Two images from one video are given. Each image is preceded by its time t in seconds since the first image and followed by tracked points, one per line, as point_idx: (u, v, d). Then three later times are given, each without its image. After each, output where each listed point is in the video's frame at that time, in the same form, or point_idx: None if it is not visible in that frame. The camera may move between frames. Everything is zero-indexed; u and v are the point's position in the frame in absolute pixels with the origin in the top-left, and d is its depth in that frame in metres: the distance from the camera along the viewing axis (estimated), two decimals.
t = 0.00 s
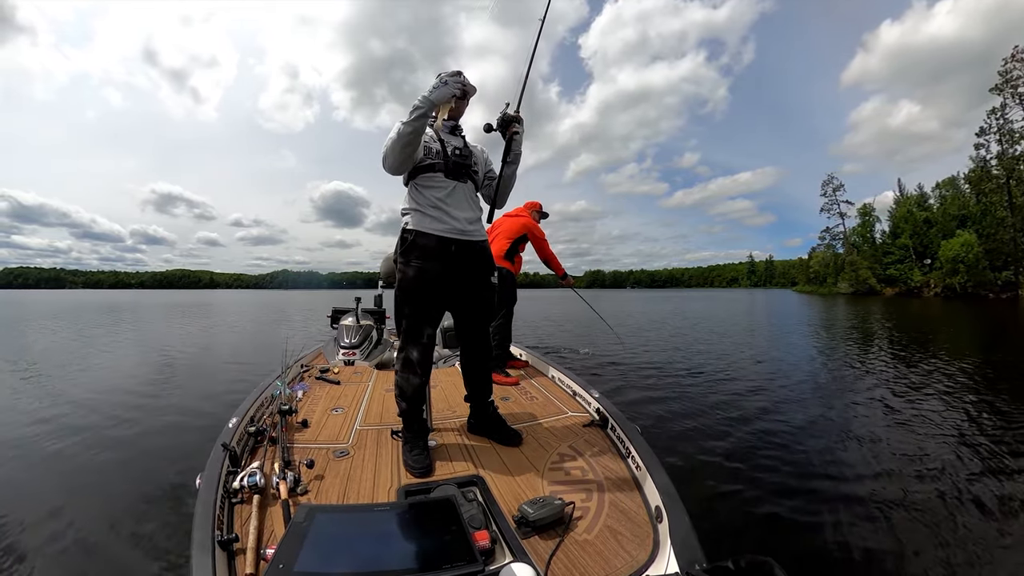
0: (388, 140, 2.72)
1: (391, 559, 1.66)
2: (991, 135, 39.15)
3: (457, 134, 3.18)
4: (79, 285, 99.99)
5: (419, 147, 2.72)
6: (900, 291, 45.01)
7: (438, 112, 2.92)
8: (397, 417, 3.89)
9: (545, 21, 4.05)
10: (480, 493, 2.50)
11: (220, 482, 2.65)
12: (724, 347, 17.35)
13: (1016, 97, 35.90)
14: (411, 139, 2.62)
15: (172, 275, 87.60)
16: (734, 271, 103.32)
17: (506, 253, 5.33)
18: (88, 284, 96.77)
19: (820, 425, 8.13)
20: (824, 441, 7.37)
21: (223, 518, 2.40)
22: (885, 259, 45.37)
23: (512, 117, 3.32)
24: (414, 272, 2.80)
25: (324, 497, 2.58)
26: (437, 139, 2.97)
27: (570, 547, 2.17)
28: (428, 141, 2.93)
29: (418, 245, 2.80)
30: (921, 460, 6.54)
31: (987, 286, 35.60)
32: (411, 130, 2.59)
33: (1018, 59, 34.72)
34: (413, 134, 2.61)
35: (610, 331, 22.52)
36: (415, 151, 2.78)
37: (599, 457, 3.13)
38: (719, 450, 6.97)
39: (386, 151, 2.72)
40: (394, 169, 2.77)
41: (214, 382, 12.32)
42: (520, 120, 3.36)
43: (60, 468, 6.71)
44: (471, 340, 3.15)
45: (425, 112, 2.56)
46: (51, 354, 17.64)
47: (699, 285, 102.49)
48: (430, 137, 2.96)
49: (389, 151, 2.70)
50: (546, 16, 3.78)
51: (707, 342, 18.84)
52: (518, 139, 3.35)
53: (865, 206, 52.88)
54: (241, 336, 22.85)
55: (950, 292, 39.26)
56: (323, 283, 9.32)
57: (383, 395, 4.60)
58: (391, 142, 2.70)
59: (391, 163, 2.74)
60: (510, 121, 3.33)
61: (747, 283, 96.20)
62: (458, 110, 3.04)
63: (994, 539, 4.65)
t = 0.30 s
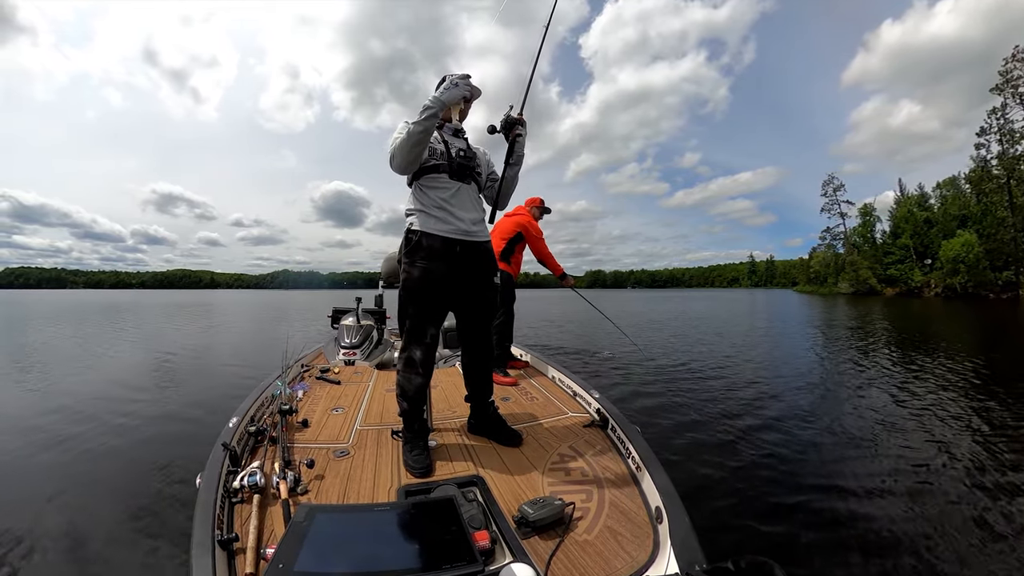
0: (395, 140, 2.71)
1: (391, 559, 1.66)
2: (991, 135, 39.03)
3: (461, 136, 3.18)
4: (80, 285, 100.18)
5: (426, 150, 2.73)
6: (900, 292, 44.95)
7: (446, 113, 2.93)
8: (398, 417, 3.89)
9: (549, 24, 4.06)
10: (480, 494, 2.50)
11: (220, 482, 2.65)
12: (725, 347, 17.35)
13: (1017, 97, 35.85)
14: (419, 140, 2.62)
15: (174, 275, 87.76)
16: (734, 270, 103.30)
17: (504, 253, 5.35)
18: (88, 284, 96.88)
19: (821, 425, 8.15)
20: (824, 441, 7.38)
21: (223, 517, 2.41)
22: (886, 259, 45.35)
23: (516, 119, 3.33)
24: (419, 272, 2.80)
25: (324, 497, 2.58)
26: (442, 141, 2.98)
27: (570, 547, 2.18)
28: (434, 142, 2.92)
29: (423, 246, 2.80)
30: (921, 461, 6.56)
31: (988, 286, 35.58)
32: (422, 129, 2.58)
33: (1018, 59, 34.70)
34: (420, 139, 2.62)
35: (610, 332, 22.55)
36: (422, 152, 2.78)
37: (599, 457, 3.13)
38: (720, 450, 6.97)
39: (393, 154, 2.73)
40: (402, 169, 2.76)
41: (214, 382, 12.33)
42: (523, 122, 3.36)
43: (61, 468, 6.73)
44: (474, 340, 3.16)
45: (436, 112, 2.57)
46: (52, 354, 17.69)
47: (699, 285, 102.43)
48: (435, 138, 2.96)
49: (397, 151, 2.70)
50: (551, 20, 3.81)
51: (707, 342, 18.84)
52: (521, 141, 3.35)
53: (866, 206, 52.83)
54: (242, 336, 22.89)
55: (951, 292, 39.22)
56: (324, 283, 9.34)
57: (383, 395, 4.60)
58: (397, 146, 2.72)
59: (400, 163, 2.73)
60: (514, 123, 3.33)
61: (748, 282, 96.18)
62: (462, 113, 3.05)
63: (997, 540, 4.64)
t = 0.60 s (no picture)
0: (398, 139, 2.73)
1: (393, 559, 1.67)
2: (992, 135, 38.95)
3: (461, 136, 3.20)
4: (81, 285, 100.33)
5: (429, 148, 2.74)
6: (901, 292, 44.86)
7: (448, 113, 2.95)
8: (399, 417, 3.91)
9: (549, 26, 4.09)
10: (482, 493, 2.51)
11: (222, 483, 2.67)
12: (726, 347, 17.35)
13: (1018, 96, 35.69)
14: (422, 139, 2.64)
15: (175, 275, 87.91)
16: (735, 270, 103.21)
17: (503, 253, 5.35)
18: (89, 284, 97.01)
19: (821, 425, 8.18)
20: (824, 440, 7.40)
21: (225, 518, 2.43)
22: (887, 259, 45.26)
23: (517, 120, 3.36)
24: (421, 273, 2.81)
25: (326, 497, 2.60)
26: (443, 141, 2.99)
27: (571, 547, 2.19)
28: (435, 141, 2.94)
29: (425, 246, 2.81)
30: (921, 460, 6.58)
31: (989, 286, 35.47)
32: (425, 128, 2.60)
33: (1019, 59, 34.57)
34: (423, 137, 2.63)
35: (611, 332, 22.57)
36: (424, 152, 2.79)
37: (601, 456, 3.15)
38: (720, 450, 6.98)
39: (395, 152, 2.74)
40: (403, 168, 2.77)
41: (215, 382, 12.35)
42: (524, 122, 3.38)
43: (63, 468, 6.76)
44: (474, 340, 3.17)
45: (439, 110, 2.59)
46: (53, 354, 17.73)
47: (700, 285, 102.38)
48: (436, 138, 2.97)
49: (399, 150, 2.72)
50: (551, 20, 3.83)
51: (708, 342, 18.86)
52: (521, 141, 3.37)
53: (867, 206, 52.71)
54: (243, 336, 22.93)
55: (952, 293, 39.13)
56: (326, 283, 9.37)
57: (385, 395, 4.62)
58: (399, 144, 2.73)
59: (402, 162, 2.74)
60: (515, 123, 3.35)
61: (749, 282, 96.11)
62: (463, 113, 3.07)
63: (1001, 540, 4.63)
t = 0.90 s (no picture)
0: (396, 139, 2.75)
1: (394, 560, 1.68)
2: (992, 135, 38.91)
3: (459, 135, 3.21)
4: (83, 285, 100.50)
5: (427, 148, 2.75)
6: (902, 292, 44.81)
7: (446, 112, 2.97)
8: (400, 417, 3.92)
9: (546, 25, 4.11)
10: (484, 493, 2.53)
11: (225, 484, 2.68)
12: (726, 347, 17.36)
13: (1018, 96, 35.63)
14: (420, 139, 2.66)
15: (176, 275, 88.05)
16: (735, 270, 103.12)
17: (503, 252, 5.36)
18: (90, 285, 97.16)
19: (821, 424, 8.20)
20: (824, 440, 7.41)
21: (228, 519, 2.44)
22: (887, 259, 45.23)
23: (515, 119, 3.37)
24: (421, 273, 2.82)
25: (328, 498, 2.62)
26: (441, 140, 3.01)
27: (573, 545, 2.20)
28: (433, 140, 2.95)
29: (424, 246, 2.83)
30: (921, 459, 6.59)
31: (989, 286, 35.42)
32: (423, 128, 2.61)
33: (1019, 58, 34.52)
34: (421, 137, 2.64)
35: (612, 332, 22.59)
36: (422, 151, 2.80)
37: (603, 455, 3.16)
38: (720, 450, 7.00)
39: (393, 153, 2.76)
40: (402, 167, 2.78)
41: (215, 382, 12.36)
42: (521, 121, 3.40)
43: (65, 468, 6.78)
44: (474, 339, 3.18)
45: (438, 110, 2.60)
46: (55, 354, 17.79)
47: (700, 285, 102.34)
48: (435, 137, 2.98)
49: (398, 150, 2.73)
50: (548, 19, 3.85)
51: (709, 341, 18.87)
52: (519, 140, 3.38)
53: (868, 206, 52.67)
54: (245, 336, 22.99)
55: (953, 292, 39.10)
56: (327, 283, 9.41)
57: (386, 395, 4.64)
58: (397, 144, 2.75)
59: (400, 161, 2.74)
60: (512, 123, 3.36)
61: (750, 282, 96.08)
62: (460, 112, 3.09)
63: (1005, 540, 4.64)
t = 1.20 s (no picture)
0: (393, 139, 2.76)
1: (394, 560, 1.69)
2: (993, 135, 38.84)
3: (457, 135, 3.22)
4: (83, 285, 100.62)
5: (426, 148, 2.76)
6: (902, 291, 44.76)
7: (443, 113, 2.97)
8: (400, 417, 3.92)
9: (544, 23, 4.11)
10: (484, 493, 2.53)
11: (225, 484, 2.69)
12: (726, 347, 17.35)
13: (1019, 96, 35.56)
14: (418, 139, 2.66)
15: (176, 275, 88.15)
16: (736, 270, 103.02)
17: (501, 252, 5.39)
18: (91, 285, 97.24)
19: (822, 424, 8.19)
20: (825, 440, 7.40)
21: (228, 519, 2.45)
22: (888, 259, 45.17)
23: (513, 119, 3.38)
24: (420, 273, 2.83)
25: (329, 498, 2.62)
26: (439, 141, 3.01)
27: (573, 545, 2.20)
28: (431, 140, 2.96)
29: (422, 246, 2.83)
30: (922, 460, 6.58)
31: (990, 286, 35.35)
32: (421, 128, 2.62)
33: (1020, 58, 34.44)
34: (419, 137, 2.64)
35: (612, 332, 22.59)
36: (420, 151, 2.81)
37: (603, 454, 3.16)
38: (720, 450, 6.99)
39: (391, 153, 2.76)
40: (400, 168, 2.78)
41: (216, 382, 12.36)
42: (519, 121, 3.40)
43: (66, 467, 6.80)
44: (474, 338, 3.19)
45: (435, 110, 2.60)
46: (56, 354, 17.81)
47: (701, 285, 102.24)
48: (432, 137, 2.99)
49: (395, 150, 2.74)
50: (546, 17, 3.85)
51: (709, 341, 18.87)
52: (517, 139, 3.38)
53: (868, 206, 52.61)
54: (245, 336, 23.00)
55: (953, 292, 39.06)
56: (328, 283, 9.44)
57: (386, 395, 4.64)
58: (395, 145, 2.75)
59: (398, 161, 2.75)
60: (510, 123, 3.37)
61: (750, 282, 96.03)
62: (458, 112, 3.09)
63: (1009, 540, 4.62)
